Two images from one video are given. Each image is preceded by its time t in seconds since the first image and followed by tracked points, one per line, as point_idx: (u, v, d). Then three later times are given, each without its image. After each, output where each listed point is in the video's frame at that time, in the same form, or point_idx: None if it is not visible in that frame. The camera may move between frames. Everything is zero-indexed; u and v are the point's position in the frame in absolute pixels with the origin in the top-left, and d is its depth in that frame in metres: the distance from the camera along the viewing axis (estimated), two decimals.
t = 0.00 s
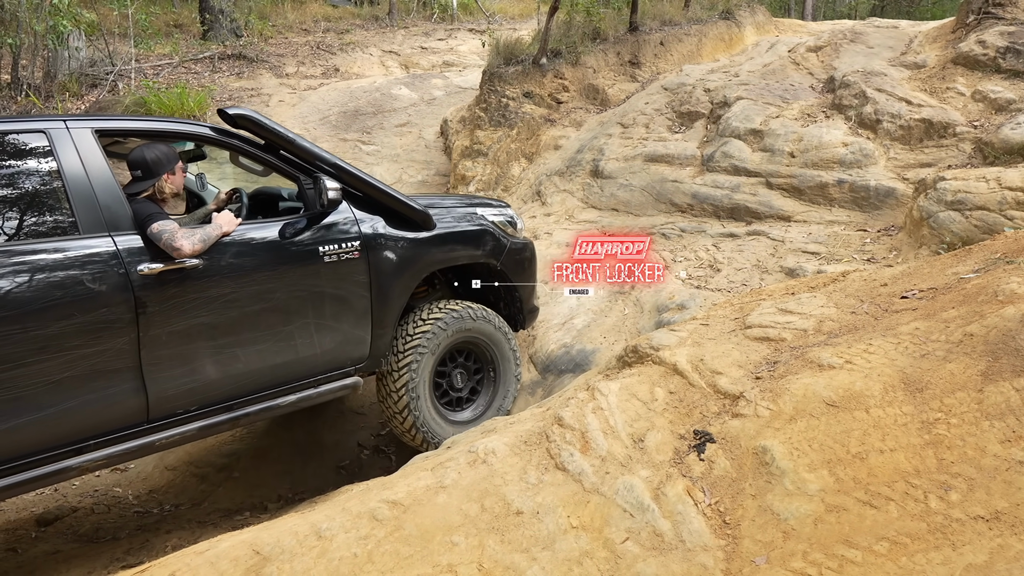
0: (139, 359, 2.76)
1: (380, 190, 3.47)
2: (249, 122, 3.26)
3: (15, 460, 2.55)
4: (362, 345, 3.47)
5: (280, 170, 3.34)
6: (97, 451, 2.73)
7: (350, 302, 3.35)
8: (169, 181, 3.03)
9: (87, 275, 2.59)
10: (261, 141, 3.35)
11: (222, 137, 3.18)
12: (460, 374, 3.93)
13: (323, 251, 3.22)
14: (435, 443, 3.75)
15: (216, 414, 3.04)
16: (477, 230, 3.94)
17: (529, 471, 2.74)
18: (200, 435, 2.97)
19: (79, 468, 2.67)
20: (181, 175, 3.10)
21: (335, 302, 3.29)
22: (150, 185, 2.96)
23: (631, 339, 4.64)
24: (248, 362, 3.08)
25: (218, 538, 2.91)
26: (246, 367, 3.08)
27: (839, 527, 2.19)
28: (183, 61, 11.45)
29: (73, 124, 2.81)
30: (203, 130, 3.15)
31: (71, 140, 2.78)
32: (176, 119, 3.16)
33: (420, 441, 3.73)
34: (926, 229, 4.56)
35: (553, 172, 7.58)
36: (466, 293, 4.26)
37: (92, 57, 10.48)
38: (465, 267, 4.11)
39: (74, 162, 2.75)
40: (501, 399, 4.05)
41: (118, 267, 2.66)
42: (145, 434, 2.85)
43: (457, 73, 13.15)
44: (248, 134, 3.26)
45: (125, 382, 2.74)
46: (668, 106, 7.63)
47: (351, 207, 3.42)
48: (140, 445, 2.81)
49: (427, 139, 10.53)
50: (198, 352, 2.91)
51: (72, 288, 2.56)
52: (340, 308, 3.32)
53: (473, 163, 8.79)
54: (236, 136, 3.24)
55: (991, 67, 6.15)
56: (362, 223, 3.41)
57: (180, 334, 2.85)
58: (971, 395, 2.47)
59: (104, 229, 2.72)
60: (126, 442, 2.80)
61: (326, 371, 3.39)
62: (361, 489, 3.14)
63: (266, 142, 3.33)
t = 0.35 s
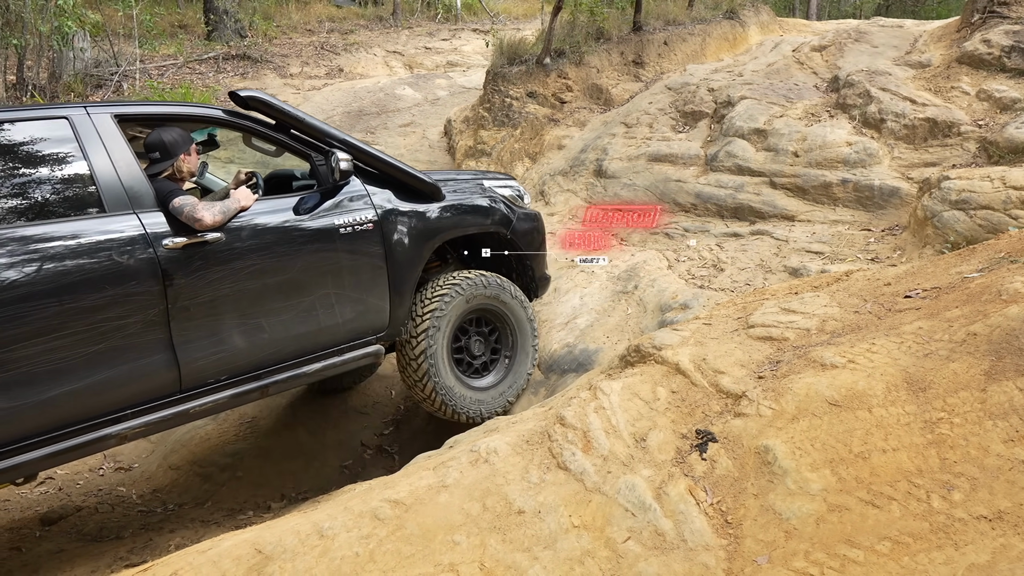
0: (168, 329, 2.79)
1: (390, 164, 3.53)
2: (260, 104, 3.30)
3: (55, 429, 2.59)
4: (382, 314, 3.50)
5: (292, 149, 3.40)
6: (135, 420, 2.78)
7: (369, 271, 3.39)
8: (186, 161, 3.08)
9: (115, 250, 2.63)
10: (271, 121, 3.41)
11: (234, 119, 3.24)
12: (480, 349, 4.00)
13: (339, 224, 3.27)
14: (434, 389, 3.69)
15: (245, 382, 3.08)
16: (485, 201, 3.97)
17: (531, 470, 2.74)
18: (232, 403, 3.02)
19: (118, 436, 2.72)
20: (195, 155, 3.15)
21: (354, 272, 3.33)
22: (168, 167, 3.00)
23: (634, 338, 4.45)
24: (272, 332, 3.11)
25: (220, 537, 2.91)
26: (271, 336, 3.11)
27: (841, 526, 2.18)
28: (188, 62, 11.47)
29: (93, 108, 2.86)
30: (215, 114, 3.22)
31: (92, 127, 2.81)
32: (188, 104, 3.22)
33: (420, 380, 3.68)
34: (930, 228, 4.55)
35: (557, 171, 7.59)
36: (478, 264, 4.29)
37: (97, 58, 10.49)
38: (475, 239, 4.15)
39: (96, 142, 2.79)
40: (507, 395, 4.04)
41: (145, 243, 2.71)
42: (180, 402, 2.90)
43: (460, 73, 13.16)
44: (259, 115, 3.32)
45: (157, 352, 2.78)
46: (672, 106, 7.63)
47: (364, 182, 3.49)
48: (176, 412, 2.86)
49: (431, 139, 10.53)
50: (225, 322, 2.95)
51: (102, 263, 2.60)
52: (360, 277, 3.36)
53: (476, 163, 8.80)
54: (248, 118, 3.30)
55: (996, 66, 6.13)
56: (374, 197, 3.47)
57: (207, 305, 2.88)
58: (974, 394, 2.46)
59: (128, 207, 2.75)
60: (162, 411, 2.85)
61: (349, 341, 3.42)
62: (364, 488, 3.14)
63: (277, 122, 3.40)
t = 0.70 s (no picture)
0: (201, 305, 2.83)
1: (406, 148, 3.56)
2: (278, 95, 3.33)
3: (99, 405, 2.64)
4: (404, 292, 3.52)
5: (309, 137, 3.42)
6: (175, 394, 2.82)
7: (389, 252, 3.41)
8: (208, 151, 3.15)
9: (149, 232, 2.69)
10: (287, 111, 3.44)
11: (252, 109, 3.27)
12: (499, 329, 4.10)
13: (357, 205, 3.31)
14: (447, 326, 3.71)
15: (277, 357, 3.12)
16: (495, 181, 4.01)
17: (531, 472, 2.75)
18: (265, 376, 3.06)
19: (160, 410, 2.77)
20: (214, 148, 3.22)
21: (374, 251, 3.35)
22: (192, 156, 3.08)
23: (634, 340, 4.42)
24: (301, 310, 3.14)
25: (222, 539, 2.92)
26: (300, 313, 3.14)
27: (840, 529, 2.19)
28: (191, 63, 11.49)
29: (121, 103, 2.92)
30: (233, 105, 3.25)
31: (120, 120, 2.87)
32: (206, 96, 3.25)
33: (436, 314, 3.71)
34: (931, 230, 4.55)
35: (558, 173, 7.61)
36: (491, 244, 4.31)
37: (100, 59, 10.49)
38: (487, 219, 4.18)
39: (125, 133, 2.85)
40: (507, 380, 4.04)
41: (177, 226, 2.77)
42: (216, 376, 2.94)
43: (462, 74, 13.18)
44: (276, 105, 3.35)
45: (193, 329, 2.82)
46: (674, 108, 7.65)
47: (382, 168, 3.53)
48: (213, 386, 2.90)
49: (433, 140, 10.53)
50: (254, 301, 2.98)
51: (138, 245, 2.66)
52: (382, 255, 3.39)
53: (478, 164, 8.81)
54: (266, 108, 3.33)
55: (998, 67, 6.13)
56: (389, 179, 3.52)
57: (236, 284, 2.92)
58: (974, 396, 2.47)
59: (160, 193, 2.81)
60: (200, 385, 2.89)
61: (374, 318, 3.44)
62: (364, 490, 3.15)
63: (293, 111, 3.42)
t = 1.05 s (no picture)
0: (219, 291, 2.89)
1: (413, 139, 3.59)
2: (285, 90, 3.34)
3: (125, 390, 2.72)
4: (414, 278, 3.56)
5: (317, 129, 3.43)
6: (197, 378, 2.89)
7: (398, 239, 3.45)
8: (220, 145, 3.19)
9: (168, 224, 2.76)
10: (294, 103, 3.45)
11: (260, 105, 3.29)
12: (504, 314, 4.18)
13: (367, 194, 3.35)
14: (456, 287, 3.77)
15: (296, 341, 3.18)
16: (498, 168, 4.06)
17: (523, 473, 2.76)
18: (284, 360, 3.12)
19: (183, 394, 2.84)
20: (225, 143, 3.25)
21: (384, 237, 3.39)
22: (205, 151, 3.12)
23: (627, 340, 4.40)
24: (315, 296, 3.19)
25: (214, 540, 2.91)
26: (314, 299, 3.19)
27: (828, 528, 2.21)
28: (183, 63, 11.44)
29: (135, 100, 2.96)
30: (242, 100, 3.26)
31: (134, 117, 2.90)
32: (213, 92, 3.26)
33: (451, 263, 3.80)
34: (921, 230, 4.58)
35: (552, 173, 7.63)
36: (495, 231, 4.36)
37: (92, 59, 10.43)
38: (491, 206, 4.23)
39: (139, 129, 2.89)
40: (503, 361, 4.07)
41: (194, 217, 2.83)
42: (236, 361, 3.00)
43: (456, 73, 13.18)
44: (284, 99, 3.36)
45: (213, 315, 2.89)
46: (666, 108, 7.67)
47: (390, 160, 3.56)
48: (234, 370, 2.97)
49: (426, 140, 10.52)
50: (269, 287, 3.03)
51: (158, 236, 2.72)
52: (393, 244, 3.43)
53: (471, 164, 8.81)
54: (274, 102, 3.35)
55: (988, 67, 6.15)
56: (398, 167, 3.56)
57: (252, 272, 2.97)
58: (961, 396, 2.49)
59: (177, 187, 2.87)
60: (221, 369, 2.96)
61: (386, 304, 3.49)
62: (357, 490, 3.15)
63: (300, 105, 3.44)
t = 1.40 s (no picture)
0: (243, 269, 3.06)
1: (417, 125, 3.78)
2: (294, 83, 3.60)
3: (161, 364, 2.90)
4: (427, 256, 3.73)
5: (324, 119, 3.63)
6: (227, 352, 3.07)
7: (409, 220, 3.63)
8: (235, 137, 3.37)
9: (192, 206, 2.93)
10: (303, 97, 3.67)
11: (269, 97, 3.49)
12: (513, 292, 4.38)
13: (377, 178, 3.55)
14: (468, 272, 3.97)
15: (319, 318, 3.36)
16: (499, 150, 4.24)
17: (513, 473, 2.76)
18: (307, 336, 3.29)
19: (214, 368, 3.01)
20: (240, 134, 3.43)
21: (395, 218, 3.57)
22: (221, 142, 3.29)
23: (618, 340, 4.34)
24: (335, 275, 3.35)
25: (204, 541, 2.89)
26: (335, 278, 3.36)
27: (817, 527, 2.22)
28: (173, 61, 11.35)
29: (153, 95, 3.14)
30: (251, 92, 3.45)
31: (155, 111, 3.09)
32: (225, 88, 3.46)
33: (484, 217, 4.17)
34: (910, 230, 4.60)
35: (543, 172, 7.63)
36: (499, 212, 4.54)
37: (81, 57, 10.33)
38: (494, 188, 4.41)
39: (159, 122, 3.07)
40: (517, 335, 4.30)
41: (215, 199, 3.01)
42: (263, 337, 3.18)
43: (447, 73, 13.15)
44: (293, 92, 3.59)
45: (239, 292, 3.06)
46: (657, 108, 7.69)
47: (396, 145, 3.75)
48: (261, 345, 3.14)
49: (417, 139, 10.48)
50: (291, 265, 3.20)
51: (182, 217, 2.90)
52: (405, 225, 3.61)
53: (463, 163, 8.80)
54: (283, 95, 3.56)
55: (976, 68, 6.19)
56: (405, 152, 3.74)
57: (273, 252, 3.14)
58: (949, 396, 2.51)
59: (198, 173, 3.05)
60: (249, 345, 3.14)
61: (402, 281, 3.65)
62: (347, 491, 3.13)
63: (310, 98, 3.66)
